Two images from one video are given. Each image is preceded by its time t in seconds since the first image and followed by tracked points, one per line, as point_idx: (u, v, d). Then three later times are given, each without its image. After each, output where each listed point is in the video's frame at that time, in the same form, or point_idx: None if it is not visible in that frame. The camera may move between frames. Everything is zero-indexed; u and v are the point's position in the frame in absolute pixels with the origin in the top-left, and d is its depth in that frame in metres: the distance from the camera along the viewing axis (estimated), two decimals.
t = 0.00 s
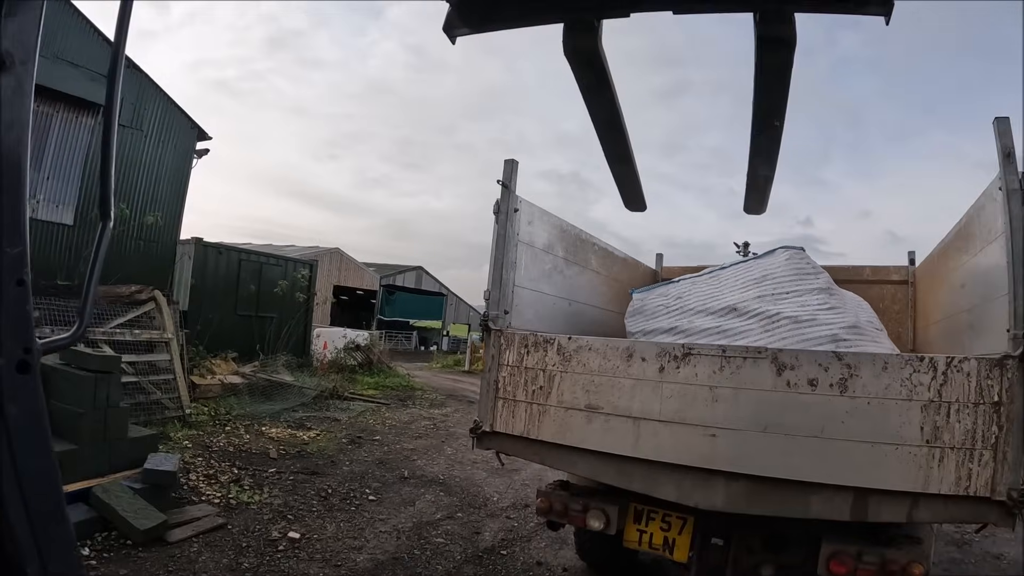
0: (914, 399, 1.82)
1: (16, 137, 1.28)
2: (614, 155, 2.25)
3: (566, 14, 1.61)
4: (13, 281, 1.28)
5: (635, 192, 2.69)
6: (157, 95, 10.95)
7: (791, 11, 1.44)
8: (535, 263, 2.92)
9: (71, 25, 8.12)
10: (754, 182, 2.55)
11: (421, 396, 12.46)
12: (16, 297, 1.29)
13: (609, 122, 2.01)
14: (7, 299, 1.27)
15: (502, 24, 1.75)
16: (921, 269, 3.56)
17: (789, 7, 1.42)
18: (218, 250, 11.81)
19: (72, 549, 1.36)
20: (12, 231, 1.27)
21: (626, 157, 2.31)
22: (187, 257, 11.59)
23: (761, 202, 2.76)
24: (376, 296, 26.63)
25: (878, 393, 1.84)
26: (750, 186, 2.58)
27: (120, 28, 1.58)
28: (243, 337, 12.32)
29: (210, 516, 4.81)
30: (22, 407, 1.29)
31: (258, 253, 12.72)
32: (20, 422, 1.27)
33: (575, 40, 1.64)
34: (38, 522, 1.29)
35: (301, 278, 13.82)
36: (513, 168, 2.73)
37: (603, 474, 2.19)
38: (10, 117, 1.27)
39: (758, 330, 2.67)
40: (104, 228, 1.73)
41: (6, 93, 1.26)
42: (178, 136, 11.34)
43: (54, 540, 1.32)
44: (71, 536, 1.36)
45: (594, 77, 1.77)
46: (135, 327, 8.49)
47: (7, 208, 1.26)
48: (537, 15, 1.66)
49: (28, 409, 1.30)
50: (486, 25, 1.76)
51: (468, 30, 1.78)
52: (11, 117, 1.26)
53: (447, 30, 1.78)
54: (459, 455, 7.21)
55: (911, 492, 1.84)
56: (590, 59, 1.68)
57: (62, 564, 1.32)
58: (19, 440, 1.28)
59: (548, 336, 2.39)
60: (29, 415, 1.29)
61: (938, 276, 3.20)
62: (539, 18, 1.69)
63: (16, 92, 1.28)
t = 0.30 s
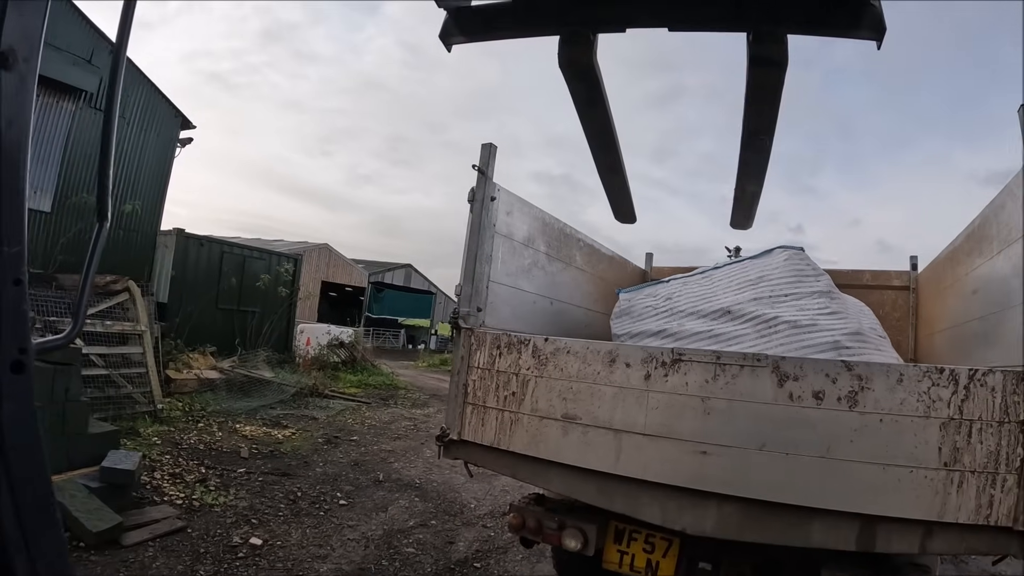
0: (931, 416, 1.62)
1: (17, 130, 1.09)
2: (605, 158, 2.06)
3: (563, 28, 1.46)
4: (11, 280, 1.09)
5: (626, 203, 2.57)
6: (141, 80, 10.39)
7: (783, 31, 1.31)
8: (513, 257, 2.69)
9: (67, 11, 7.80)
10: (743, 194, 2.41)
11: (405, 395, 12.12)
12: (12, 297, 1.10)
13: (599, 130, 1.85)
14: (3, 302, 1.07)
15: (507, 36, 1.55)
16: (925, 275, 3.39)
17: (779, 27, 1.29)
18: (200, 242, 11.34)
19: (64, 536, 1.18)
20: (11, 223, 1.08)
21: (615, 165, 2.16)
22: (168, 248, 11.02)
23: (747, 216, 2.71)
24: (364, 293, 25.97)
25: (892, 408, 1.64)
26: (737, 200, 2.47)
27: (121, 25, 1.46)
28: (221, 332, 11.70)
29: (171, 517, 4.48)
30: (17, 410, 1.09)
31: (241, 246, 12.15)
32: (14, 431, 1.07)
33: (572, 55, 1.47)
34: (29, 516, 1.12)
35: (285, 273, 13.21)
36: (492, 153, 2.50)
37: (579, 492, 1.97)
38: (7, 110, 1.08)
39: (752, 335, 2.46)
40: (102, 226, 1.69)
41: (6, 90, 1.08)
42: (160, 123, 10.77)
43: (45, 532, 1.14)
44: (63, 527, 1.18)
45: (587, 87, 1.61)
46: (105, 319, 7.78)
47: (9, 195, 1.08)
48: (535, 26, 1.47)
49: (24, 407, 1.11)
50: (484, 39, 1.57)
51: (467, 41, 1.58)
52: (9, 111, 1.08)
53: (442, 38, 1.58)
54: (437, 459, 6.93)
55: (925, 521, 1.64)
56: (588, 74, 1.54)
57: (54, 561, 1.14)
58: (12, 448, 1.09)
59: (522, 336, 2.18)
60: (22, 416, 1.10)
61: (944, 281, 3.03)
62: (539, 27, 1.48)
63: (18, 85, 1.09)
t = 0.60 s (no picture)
0: (952, 425, 1.49)
1: (22, 130, 1.12)
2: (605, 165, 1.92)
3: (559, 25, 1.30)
4: (13, 278, 1.12)
5: (622, 199, 2.41)
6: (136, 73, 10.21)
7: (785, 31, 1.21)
8: (503, 252, 2.56)
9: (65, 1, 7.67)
10: (741, 190, 2.20)
11: (400, 395, 11.93)
12: (16, 296, 1.13)
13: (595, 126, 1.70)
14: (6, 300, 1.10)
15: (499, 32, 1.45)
16: (933, 275, 3.27)
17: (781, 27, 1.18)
18: (195, 238, 11.00)
19: (67, 540, 1.20)
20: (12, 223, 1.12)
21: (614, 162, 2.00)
22: (161, 245, 10.71)
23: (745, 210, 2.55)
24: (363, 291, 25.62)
25: (909, 416, 1.51)
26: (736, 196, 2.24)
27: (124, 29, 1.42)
28: (216, 328, 11.45)
29: (152, 518, 4.30)
30: (23, 406, 1.12)
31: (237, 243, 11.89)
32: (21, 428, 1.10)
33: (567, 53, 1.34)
34: (34, 517, 1.14)
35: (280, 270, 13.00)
36: (481, 141, 2.37)
37: (570, 503, 1.84)
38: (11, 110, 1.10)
39: (755, 336, 2.33)
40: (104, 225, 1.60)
41: (9, 90, 1.09)
42: (153, 118, 10.60)
43: (48, 531, 1.16)
44: (66, 530, 1.20)
45: (583, 84, 1.45)
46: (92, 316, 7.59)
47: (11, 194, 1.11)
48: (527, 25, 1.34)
49: (30, 405, 1.13)
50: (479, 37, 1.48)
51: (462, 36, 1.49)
52: (12, 110, 1.10)
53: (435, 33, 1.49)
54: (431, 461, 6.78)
55: (942, 539, 1.51)
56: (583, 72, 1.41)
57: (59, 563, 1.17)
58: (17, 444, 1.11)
59: (510, 336, 2.05)
60: (29, 413, 1.13)
61: (955, 281, 2.91)
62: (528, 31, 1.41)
63: (23, 90, 1.12)
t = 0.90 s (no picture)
0: (965, 431, 1.43)
1: (19, 132, 1.22)
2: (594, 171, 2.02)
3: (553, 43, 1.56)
4: (12, 274, 1.21)
5: (611, 217, 2.53)
6: (134, 69, 10.11)
7: (770, 51, 1.43)
8: (498, 249, 2.50)
9: None
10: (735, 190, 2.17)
11: (398, 394, 11.82)
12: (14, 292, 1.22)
13: (585, 135, 1.90)
14: (7, 300, 1.20)
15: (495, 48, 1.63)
16: (937, 274, 3.22)
17: (767, 48, 1.41)
18: (192, 235, 10.89)
19: (64, 534, 1.30)
20: (15, 228, 1.21)
21: (602, 173, 2.10)
22: (157, 241, 10.61)
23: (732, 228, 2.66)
24: (361, 290, 25.43)
25: (920, 422, 1.44)
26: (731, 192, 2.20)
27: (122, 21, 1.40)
28: (213, 326, 11.36)
29: (142, 518, 4.22)
30: (20, 404, 1.22)
31: (235, 240, 11.77)
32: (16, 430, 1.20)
33: (560, 68, 1.59)
34: (28, 508, 1.23)
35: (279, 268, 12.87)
36: (476, 134, 2.30)
37: (563, 508, 1.77)
38: (11, 113, 1.21)
39: (757, 337, 2.26)
40: (99, 221, 1.58)
41: (9, 88, 1.20)
42: (151, 115, 10.52)
43: (46, 524, 1.26)
44: (63, 524, 1.30)
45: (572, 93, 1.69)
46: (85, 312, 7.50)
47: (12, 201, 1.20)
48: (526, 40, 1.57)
49: (25, 404, 1.23)
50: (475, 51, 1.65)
51: (457, 52, 1.67)
52: (11, 112, 1.20)
53: (432, 49, 1.66)
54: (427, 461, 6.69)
55: (952, 550, 1.44)
56: (578, 88, 1.65)
57: (52, 557, 1.26)
58: (14, 442, 1.21)
59: (503, 335, 1.98)
60: (24, 412, 1.22)
61: (962, 281, 2.84)
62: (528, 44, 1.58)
63: (20, 90, 1.22)
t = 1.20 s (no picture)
0: (973, 435, 1.39)
1: (12, 125, 1.15)
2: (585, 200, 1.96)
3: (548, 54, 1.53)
4: (6, 267, 1.16)
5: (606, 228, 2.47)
6: (133, 65, 10.04)
7: (765, 66, 1.38)
8: (497, 247, 2.47)
9: None
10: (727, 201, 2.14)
11: (397, 393, 11.77)
12: (7, 285, 1.16)
13: (578, 147, 1.83)
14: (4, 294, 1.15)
15: (487, 57, 1.58)
16: (940, 276, 3.20)
17: (761, 62, 1.36)
18: (191, 232, 10.82)
19: (57, 532, 1.25)
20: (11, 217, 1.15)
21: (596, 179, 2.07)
22: (156, 239, 10.55)
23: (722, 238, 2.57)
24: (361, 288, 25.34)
25: (927, 425, 1.41)
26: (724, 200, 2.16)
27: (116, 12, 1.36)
28: (211, 324, 11.29)
29: (137, 517, 4.18)
30: (13, 398, 1.16)
31: (234, 238, 11.71)
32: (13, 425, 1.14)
33: (553, 81, 1.56)
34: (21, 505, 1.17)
35: (278, 266, 12.81)
36: (475, 131, 2.27)
37: (560, 512, 1.73)
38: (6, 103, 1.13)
39: (760, 338, 2.22)
40: (90, 215, 1.55)
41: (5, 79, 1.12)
42: (151, 112, 10.46)
43: (37, 521, 1.20)
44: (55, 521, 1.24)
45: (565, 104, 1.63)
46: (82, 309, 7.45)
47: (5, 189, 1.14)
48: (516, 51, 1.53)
49: (19, 399, 1.17)
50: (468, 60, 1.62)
51: (451, 60, 1.63)
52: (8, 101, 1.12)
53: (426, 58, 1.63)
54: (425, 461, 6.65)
55: (959, 556, 1.40)
56: (570, 100, 1.61)
57: (48, 554, 1.21)
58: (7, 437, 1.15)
59: (501, 334, 1.95)
60: (18, 407, 1.16)
61: (966, 282, 2.81)
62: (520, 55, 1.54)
63: (14, 81, 1.14)
